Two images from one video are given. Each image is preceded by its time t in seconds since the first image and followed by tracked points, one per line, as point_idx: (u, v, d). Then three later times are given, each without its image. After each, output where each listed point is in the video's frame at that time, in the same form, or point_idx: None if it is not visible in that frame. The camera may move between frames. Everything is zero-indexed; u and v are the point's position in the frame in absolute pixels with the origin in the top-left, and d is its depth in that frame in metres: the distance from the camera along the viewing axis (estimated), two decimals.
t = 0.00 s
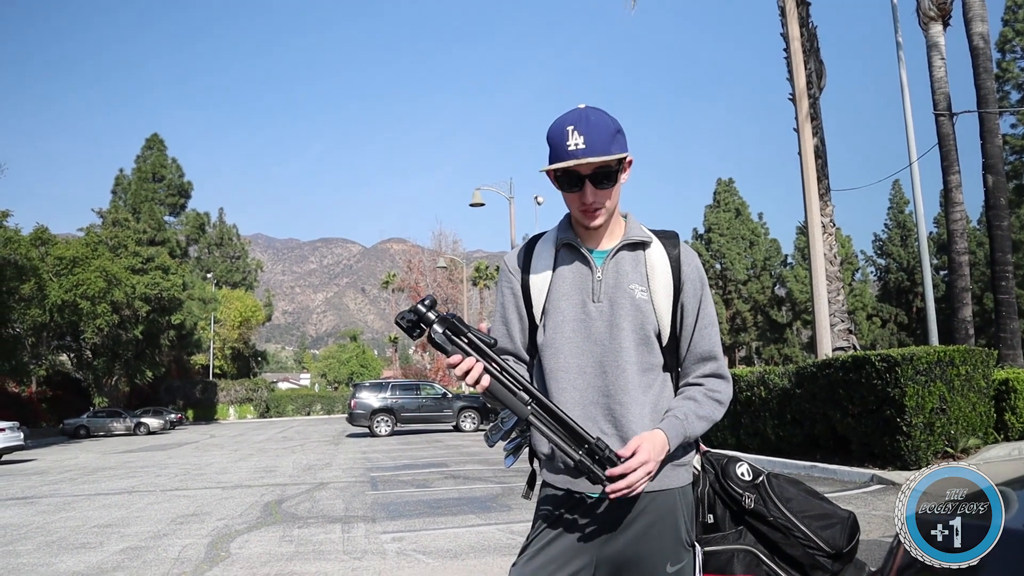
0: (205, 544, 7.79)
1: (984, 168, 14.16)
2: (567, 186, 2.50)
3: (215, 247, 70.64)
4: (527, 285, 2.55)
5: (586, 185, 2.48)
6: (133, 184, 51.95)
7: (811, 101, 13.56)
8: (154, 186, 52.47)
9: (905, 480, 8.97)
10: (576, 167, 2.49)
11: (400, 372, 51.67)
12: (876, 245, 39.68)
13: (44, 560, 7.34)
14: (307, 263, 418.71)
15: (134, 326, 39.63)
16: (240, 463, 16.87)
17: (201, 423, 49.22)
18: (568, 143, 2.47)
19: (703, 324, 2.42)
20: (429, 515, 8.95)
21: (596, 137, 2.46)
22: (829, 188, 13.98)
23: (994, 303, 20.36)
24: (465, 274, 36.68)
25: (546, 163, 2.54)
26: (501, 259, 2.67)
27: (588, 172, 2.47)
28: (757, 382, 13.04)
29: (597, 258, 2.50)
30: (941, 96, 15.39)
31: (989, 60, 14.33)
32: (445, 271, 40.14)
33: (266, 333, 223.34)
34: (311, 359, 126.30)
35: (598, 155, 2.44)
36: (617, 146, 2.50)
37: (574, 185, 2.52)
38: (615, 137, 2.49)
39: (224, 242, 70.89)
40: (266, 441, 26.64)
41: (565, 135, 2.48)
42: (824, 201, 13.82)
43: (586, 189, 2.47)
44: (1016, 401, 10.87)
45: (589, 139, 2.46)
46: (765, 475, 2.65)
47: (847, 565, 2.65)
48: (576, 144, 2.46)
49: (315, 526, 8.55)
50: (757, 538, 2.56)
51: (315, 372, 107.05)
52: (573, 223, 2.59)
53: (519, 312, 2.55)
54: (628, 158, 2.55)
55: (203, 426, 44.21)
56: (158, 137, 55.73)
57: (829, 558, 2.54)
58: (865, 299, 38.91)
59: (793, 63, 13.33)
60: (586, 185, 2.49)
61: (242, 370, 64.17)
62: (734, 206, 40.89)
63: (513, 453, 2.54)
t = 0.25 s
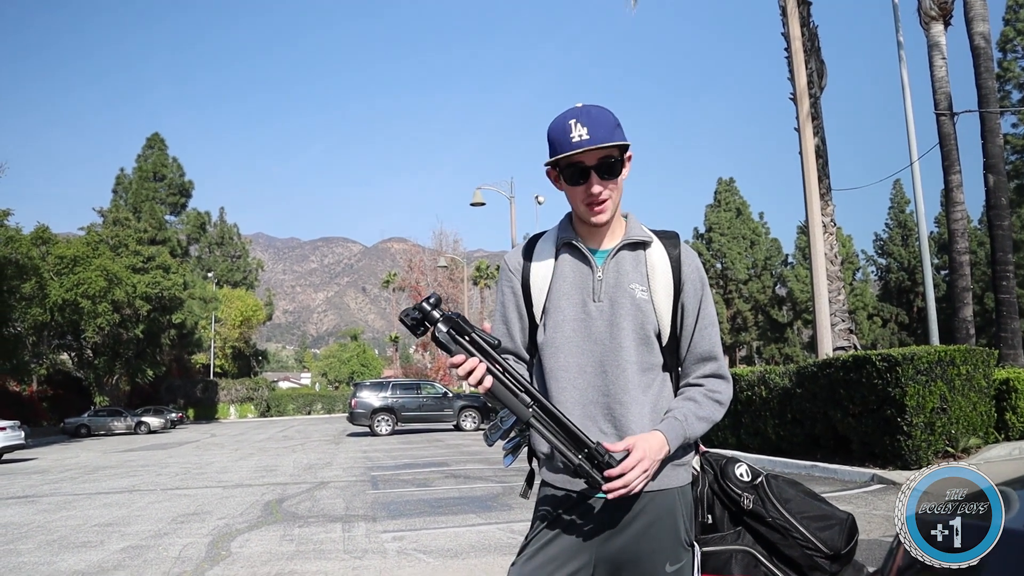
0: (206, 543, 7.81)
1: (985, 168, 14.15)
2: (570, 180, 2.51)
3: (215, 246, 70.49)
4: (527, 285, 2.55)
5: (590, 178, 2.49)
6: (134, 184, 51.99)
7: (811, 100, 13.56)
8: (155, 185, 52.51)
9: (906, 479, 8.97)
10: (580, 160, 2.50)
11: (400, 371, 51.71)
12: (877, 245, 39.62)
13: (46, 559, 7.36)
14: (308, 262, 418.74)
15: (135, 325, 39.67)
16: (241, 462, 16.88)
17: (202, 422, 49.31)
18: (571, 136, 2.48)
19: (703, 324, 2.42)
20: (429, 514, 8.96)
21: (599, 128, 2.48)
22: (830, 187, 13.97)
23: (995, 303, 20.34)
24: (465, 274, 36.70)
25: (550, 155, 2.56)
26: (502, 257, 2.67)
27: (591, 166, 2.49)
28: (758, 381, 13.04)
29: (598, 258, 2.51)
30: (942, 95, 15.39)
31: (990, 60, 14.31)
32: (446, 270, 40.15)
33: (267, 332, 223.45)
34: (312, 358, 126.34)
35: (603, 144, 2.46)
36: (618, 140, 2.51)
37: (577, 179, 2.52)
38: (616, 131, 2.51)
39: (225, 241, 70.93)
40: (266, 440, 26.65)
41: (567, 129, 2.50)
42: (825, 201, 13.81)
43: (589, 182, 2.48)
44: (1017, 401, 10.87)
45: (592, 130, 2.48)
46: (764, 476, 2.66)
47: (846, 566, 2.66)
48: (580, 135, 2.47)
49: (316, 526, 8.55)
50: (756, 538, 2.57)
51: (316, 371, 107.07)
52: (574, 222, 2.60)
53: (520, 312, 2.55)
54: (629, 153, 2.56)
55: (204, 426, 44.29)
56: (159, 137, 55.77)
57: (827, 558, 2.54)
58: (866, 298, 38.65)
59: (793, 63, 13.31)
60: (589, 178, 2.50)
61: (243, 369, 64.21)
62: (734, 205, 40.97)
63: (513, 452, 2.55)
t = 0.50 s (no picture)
0: (206, 543, 7.81)
1: (986, 168, 14.15)
2: (570, 177, 2.51)
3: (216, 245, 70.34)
4: (528, 285, 2.55)
5: (590, 177, 2.49)
6: (135, 183, 52.01)
7: (812, 100, 13.55)
8: (156, 184, 52.53)
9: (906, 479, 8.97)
10: (580, 159, 2.50)
11: (400, 371, 51.74)
12: (878, 245, 39.64)
13: (46, 558, 7.36)
14: (309, 261, 418.77)
15: (136, 325, 39.68)
16: (241, 462, 16.88)
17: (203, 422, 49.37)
18: (571, 134, 2.49)
19: (703, 324, 2.42)
20: (430, 514, 8.97)
21: (599, 128, 2.48)
22: (831, 187, 13.97)
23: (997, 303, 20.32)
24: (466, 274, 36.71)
25: (551, 153, 2.56)
26: (502, 257, 2.67)
27: (591, 164, 2.49)
28: (758, 381, 13.04)
29: (598, 257, 2.51)
30: (943, 95, 15.38)
31: (991, 60, 14.30)
32: (446, 270, 40.15)
33: (268, 332, 223.37)
34: (312, 357, 126.41)
35: (603, 143, 2.47)
36: (618, 138, 2.50)
37: (577, 178, 2.53)
38: (617, 130, 2.51)
39: (226, 241, 70.95)
40: (267, 439, 26.67)
41: (568, 127, 2.50)
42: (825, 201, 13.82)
43: (590, 181, 2.49)
44: (1018, 402, 10.86)
45: (592, 130, 2.48)
46: (765, 476, 2.66)
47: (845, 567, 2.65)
48: (581, 134, 2.48)
49: (317, 525, 8.56)
50: (756, 539, 2.57)
51: (316, 370, 107.13)
52: (575, 221, 2.60)
53: (521, 312, 2.55)
54: (629, 153, 2.56)
55: (205, 425, 44.33)
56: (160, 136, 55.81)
57: (827, 559, 2.55)
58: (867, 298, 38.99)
59: (795, 63, 13.29)
60: (589, 176, 2.50)
61: (244, 369, 64.25)
62: (734, 206, 41.00)
63: (513, 452, 2.54)
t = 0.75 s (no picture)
0: (207, 542, 7.81)
1: (987, 168, 14.14)
2: (571, 175, 2.53)
3: (217, 245, 70.08)
4: (528, 285, 2.55)
5: (592, 174, 2.51)
6: (135, 182, 52.02)
7: (813, 100, 13.54)
8: (156, 183, 52.59)
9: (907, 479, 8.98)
10: (584, 156, 2.52)
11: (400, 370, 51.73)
12: (878, 245, 39.68)
13: (47, 557, 7.37)
14: (310, 261, 418.78)
15: (136, 324, 39.66)
16: (241, 461, 16.88)
17: (203, 421, 49.45)
18: (576, 131, 2.51)
19: (705, 325, 2.43)
20: (430, 513, 8.97)
21: (604, 126, 2.51)
22: (832, 187, 13.97)
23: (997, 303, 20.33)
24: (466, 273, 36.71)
25: (555, 152, 2.58)
26: (504, 257, 2.67)
27: (593, 163, 2.51)
28: (758, 381, 13.05)
29: (598, 258, 2.51)
30: (944, 95, 15.37)
31: (992, 60, 14.30)
32: (447, 269, 40.16)
33: (269, 331, 223.32)
34: (312, 357, 126.50)
35: (606, 142, 2.49)
36: (622, 138, 2.53)
37: (580, 175, 2.54)
38: (621, 129, 2.53)
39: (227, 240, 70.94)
40: (268, 438, 26.69)
41: (573, 124, 2.53)
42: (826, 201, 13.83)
43: (591, 178, 2.50)
44: (1018, 402, 10.86)
45: (597, 128, 2.50)
46: (765, 475, 2.67)
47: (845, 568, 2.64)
48: (585, 131, 2.50)
49: (318, 524, 8.57)
50: (757, 538, 2.57)
51: (316, 369, 107.20)
52: (576, 221, 2.61)
53: (521, 311, 2.55)
54: (632, 152, 2.58)
55: (205, 424, 44.35)
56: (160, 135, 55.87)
57: (828, 558, 2.55)
58: (867, 299, 38.60)
59: (795, 63, 13.29)
60: (590, 175, 2.52)
61: (244, 368, 64.28)
62: (735, 205, 41.13)
63: (515, 452, 2.54)
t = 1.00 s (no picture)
0: (207, 541, 7.81)
1: (987, 168, 14.13)
2: (577, 166, 2.57)
3: (217, 244, 70.16)
4: (530, 282, 2.55)
5: (596, 167, 2.55)
6: (136, 182, 52.03)
7: (813, 100, 13.55)
8: (157, 183, 52.60)
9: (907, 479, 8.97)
10: (589, 148, 2.58)
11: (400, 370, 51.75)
12: (879, 245, 39.69)
13: (47, 556, 7.37)
14: (310, 260, 418.70)
15: (137, 324, 39.64)
16: (242, 461, 16.88)
17: (203, 421, 49.47)
18: (585, 122, 2.58)
19: (718, 324, 2.46)
20: (430, 513, 8.97)
21: (613, 119, 2.58)
22: (832, 187, 13.97)
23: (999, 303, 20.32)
24: (466, 273, 36.75)
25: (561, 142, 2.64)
26: (505, 254, 2.66)
27: (599, 154, 2.56)
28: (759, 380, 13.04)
29: (598, 257, 2.52)
30: (944, 95, 15.37)
31: (993, 60, 14.31)
32: (447, 269, 40.16)
33: (270, 331, 223.33)
34: (313, 356, 126.54)
35: (612, 132, 2.55)
36: (628, 130, 2.59)
37: (584, 166, 2.58)
38: (629, 126, 2.60)
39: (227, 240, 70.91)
40: (269, 438, 26.69)
41: (582, 117, 2.60)
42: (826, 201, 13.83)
43: (596, 169, 2.54)
44: (1018, 402, 10.87)
45: (606, 120, 2.57)
46: (766, 476, 2.53)
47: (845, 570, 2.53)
48: (592, 122, 2.58)
49: (317, 524, 8.56)
50: (756, 540, 2.46)
51: (316, 368, 107.17)
52: (578, 217, 2.62)
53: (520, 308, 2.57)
54: (638, 151, 2.64)
55: (205, 424, 44.36)
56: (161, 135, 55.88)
57: (829, 559, 2.43)
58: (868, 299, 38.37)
59: (796, 63, 13.29)
60: (596, 166, 2.56)
61: (244, 368, 64.29)
62: (735, 206, 41.29)
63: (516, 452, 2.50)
